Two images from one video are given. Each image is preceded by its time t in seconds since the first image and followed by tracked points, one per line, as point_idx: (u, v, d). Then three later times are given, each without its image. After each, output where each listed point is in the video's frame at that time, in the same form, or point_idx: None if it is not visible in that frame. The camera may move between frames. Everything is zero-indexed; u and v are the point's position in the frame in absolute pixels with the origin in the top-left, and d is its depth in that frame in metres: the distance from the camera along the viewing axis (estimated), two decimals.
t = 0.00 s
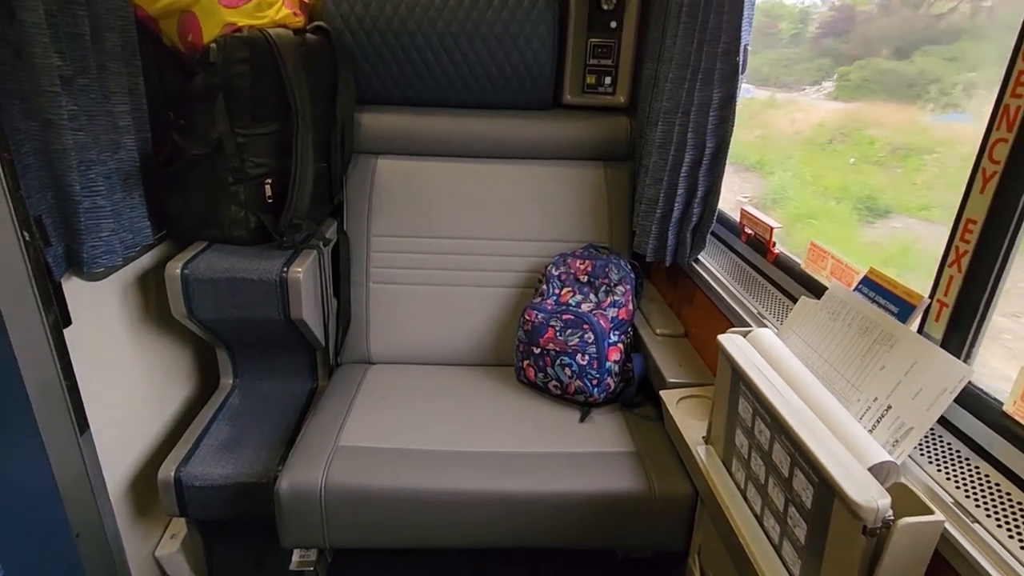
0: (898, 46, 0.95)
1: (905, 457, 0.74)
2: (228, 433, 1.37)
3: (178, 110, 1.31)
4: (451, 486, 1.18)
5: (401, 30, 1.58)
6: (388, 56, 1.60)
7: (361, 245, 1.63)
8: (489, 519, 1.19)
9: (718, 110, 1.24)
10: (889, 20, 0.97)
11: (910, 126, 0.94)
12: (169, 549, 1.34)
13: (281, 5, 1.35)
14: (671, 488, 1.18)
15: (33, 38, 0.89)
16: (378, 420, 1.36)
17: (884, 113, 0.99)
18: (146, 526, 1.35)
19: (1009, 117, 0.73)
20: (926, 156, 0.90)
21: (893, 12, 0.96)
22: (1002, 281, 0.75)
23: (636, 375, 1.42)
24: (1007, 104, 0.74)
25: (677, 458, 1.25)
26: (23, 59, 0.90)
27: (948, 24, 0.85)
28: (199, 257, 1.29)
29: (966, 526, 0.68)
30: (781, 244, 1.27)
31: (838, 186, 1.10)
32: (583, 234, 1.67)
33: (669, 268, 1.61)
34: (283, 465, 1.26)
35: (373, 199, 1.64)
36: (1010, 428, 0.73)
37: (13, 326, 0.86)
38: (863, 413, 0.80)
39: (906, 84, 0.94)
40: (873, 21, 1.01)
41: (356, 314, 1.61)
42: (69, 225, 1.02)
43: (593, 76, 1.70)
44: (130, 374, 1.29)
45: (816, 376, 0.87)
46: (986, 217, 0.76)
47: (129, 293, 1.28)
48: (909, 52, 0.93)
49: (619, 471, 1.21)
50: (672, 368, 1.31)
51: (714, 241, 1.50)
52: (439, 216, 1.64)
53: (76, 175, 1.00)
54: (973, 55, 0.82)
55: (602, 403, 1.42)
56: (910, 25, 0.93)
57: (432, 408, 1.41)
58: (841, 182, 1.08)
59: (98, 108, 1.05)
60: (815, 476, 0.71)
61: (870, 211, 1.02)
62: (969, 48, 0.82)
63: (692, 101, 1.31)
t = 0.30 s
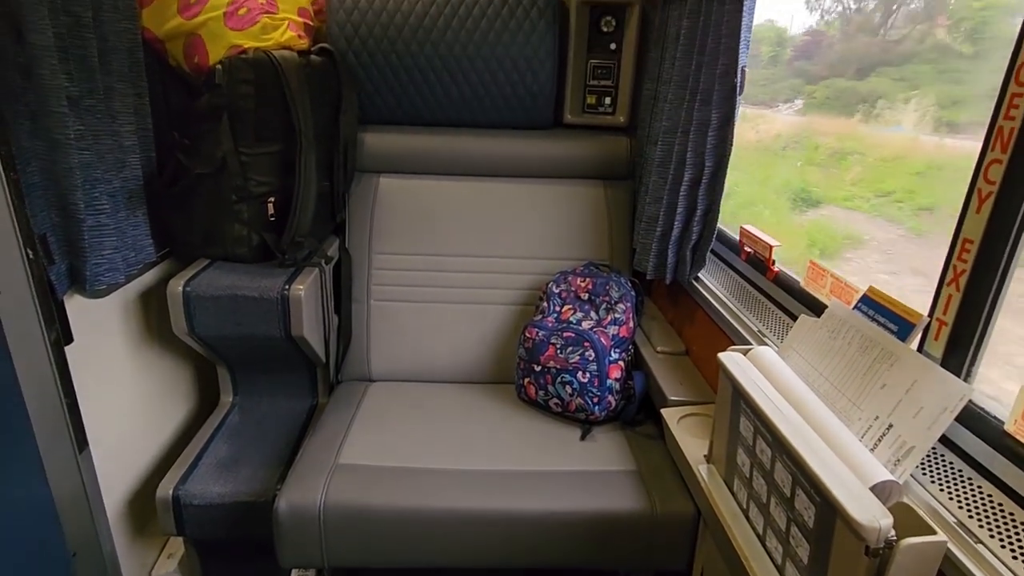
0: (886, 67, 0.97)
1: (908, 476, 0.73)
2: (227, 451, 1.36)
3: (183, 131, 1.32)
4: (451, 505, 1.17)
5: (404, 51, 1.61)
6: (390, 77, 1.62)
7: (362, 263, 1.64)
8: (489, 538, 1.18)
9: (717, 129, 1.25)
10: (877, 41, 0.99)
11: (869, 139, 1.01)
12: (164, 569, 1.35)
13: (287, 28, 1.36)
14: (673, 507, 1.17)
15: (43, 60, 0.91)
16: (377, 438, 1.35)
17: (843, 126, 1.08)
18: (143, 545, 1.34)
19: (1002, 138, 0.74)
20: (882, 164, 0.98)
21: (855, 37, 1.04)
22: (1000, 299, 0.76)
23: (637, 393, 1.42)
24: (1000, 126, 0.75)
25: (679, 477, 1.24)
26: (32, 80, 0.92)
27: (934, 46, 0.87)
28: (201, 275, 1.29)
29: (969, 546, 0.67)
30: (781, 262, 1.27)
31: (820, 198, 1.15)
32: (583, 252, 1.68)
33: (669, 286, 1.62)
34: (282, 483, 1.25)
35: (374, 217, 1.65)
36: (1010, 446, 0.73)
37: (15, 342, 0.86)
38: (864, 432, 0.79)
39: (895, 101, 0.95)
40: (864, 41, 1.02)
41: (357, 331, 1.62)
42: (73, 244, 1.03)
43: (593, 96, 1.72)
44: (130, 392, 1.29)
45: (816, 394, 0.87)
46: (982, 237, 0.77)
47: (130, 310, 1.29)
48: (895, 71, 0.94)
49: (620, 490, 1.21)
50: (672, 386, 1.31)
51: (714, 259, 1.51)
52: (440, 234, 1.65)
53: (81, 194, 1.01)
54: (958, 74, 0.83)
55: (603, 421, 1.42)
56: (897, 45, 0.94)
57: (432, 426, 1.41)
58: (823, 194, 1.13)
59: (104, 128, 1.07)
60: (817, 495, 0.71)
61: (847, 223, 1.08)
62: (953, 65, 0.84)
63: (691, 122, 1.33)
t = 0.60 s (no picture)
0: (894, 91, 0.99)
1: (911, 496, 0.73)
2: (226, 469, 1.35)
3: (189, 149, 1.34)
4: (451, 524, 1.17)
5: (407, 71, 1.63)
6: (393, 96, 1.64)
7: (363, 280, 1.64)
8: (489, 559, 1.17)
9: (716, 149, 1.27)
10: (884, 66, 1.01)
11: (825, 151, 1.17)
12: None
13: (292, 49, 1.37)
14: (674, 527, 1.16)
15: (52, 79, 0.92)
16: (377, 457, 1.35)
17: (803, 138, 1.24)
18: (139, 564, 1.33)
19: (999, 160, 0.75)
20: (833, 172, 1.14)
21: (823, 61, 1.18)
22: (1000, 319, 0.76)
23: (638, 411, 1.42)
24: (997, 148, 0.76)
25: (680, 497, 1.23)
26: (41, 99, 0.93)
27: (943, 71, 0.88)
28: (203, 292, 1.30)
29: (973, 568, 0.67)
30: (780, 280, 1.28)
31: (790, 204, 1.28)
32: (583, 270, 1.68)
33: (669, 304, 1.62)
34: (281, 502, 1.24)
35: (376, 234, 1.66)
36: (1012, 466, 0.73)
37: (17, 360, 0.86)
38: (866, 452, 0.79)
39: (903, 126, 0.96)
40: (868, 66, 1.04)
41: (357, 349, 1.62)
42: (77, 261, 1.04)
43: (593, 115, 1.74)
44: (130, 409, 1.29)
45: (818, 414, 0.87)
46: (981, 257, 0.77)
47: (131, 327, 1.29)
48: (905, 98, 0.96)
49: (621, 510, 1.20)
50: (673, 404, 1.31)
51: (714, 277, 1.51)
52: (441, 251, 1.66)
53: (86, 211, 1.02)
54: (963, 98, 0.84)
55: (604, 440, 1.41)
56: (905, 71, 0.96)
57: (432, 444, 1.41)
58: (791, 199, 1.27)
59: (110, 146, 1.08)
60: (820, 516, 0.70)
61: (798, 222, 1.26)
62: (958, 90, 0.85)
63: (690, 141, 1.34)
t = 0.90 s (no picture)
0: (852, 106, 1.09)
1: (913, 517, 0.73)
2: (222, 488, 1.34)
3: (191, 167, 1.35)
4: (449, 545, 1.16)
5: (408, 90, 1.65)
6: (394, 114, 1.66)
7: (362, 297, 1.65)
8: None
9: (714, 168, 1.28)
10: (858, 85, 1.08)
11: (777, 156, 1.35)
12: None
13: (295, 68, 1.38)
14: (674, 547, 1.15)
15: (58, 100, 0.93)
16: (376, 475, 1.34)
17: (761, 145, 1.41)
18: None
19: (994, 183, 0.76)
20: (784, 173, 1.32)
21: (789, 77, 1.30)
22: (999, 338, 0.77)
23: (637, 429, 1.42)
24: (992, 171, 0.77)
25: (680, 516, 1.23)
26: (47, 118, 0.93)
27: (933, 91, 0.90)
28: (203, 309, 1.30)
29: None
30: (778, 297, 1.28)
31: (743, 200, 1.48)
32: (582, 286, 1.69)
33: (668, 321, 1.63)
34: (279, 522, 1.23)
35: (375, 251, 1.67)
36: (1013, 487, 0.73)
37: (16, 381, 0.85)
38: (868, 472, 0.79)
39: (897, 146, 0.98)
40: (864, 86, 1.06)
41: (356, 366, 1.62)
42: (79, 279, 1.04)
43: (592, 133, 1.75)
44: (127, 427, 1.28)
45: (818, 433, 0.87)
46: (978, 278, 0.78)
47: (130, 345, 1.29)
48: (861, 110, 1.06)
49: (621, 530, 1.19)
50: (673, 422, 1.30)
51: (713, 294, 1.52)
52: (440, 268, 1.67)
53: (90, 229, 1.02)
54: (955, 117, 0.85)
55: (603, 458, 1.41)
56: (866, 89, 1.06)
57: (431, 462, 1.40)
58: (746, 197, 1.46)
59: (113, 165, 1.08)
60: (823, 537, 0.70)
61: (746, 214, 1.47)
62: (949, 111, 0.87)
63: (689, 160, 1.35)
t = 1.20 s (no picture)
0: (813, 120, 1.21)
1: (912, 537, 0.73)
2: (215, 507, 1.33)
3: (188, 183, 1.35)
4: (446, 565, 1.14)
5: (405, 107, 1.66)
6: (391, 131, 1.67)
7: (359, 313, 1.64)
8: None
9: (709, 185, 1.29)
10: (848, 104, 1.10)
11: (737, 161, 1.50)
12: None
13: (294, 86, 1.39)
14: (672, 567, 1.15)
15: (57, 118, 0.93)
16: (371, 494, 1.33)
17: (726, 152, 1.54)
18: None
19: (986, 204, 0.77)
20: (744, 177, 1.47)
21: (756, 95, 1.42)
22: (994, 358, 0.77)
23: (634, 445, 1.41)
24: (985, 193, 0.77)
25: (678, 536, 1.22)
26: (46, 137, 0.94)
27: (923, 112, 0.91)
28: (198, 326, 1.29)
29: None
30: (775, 314, 1.29)
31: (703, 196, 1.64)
32: (578, 303, 1.69)
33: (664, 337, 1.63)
34: (272, 542, 1.22)
35: (372, 268, 1.67)
36: (1012, 506, 0.73)
37: (9, 402, 0.84)
38: (866, 491, 0.79)
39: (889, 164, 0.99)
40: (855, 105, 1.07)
41: (352, 382, 1.61)
42: (75, 297, 1.03)
43: (588, 150, 1.77)
44: (120, 445, 1.27)
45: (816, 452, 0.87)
46: (973, 298, 0.78)
47: (124, 362, 1.28)
48: (820, 124, 1.17)
49: (618, 550, 1.18)
50: (670, 440, 1.30)
51: (709, 311, 1.53)
52: (436, 284, 1.67)
53: (86, 246, 1.02)
54: (945, 136, 0.86)
55: (600, 476, 1.40)
56: (827, 106, 1.16)
57: (426, 481, 1.39)
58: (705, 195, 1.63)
59: (111, 182, 1.08)
60: (822, 557, 0.70)
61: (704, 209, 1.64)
62: (940, 132, 0.88)
63: (684, 177, 1.36)
